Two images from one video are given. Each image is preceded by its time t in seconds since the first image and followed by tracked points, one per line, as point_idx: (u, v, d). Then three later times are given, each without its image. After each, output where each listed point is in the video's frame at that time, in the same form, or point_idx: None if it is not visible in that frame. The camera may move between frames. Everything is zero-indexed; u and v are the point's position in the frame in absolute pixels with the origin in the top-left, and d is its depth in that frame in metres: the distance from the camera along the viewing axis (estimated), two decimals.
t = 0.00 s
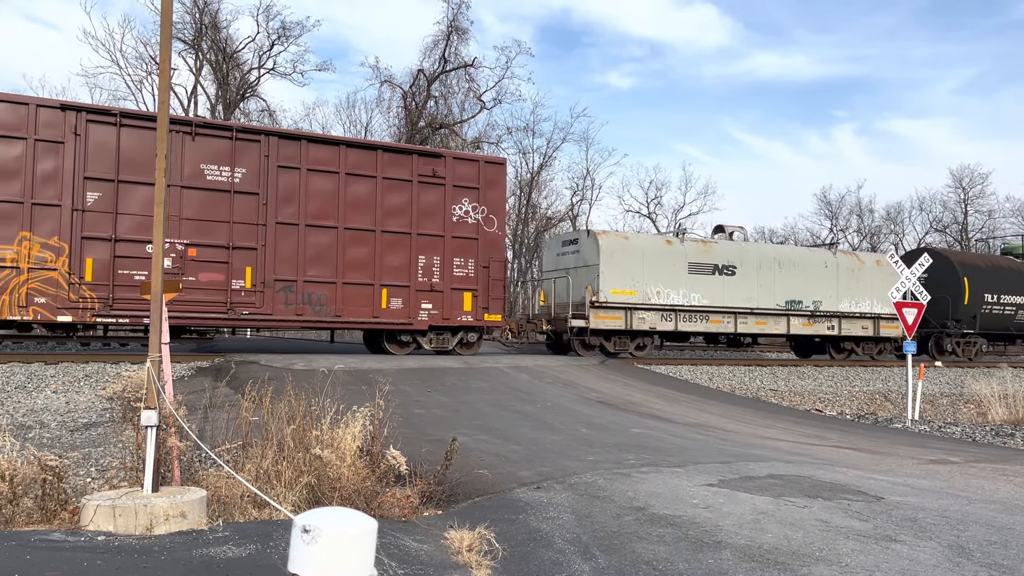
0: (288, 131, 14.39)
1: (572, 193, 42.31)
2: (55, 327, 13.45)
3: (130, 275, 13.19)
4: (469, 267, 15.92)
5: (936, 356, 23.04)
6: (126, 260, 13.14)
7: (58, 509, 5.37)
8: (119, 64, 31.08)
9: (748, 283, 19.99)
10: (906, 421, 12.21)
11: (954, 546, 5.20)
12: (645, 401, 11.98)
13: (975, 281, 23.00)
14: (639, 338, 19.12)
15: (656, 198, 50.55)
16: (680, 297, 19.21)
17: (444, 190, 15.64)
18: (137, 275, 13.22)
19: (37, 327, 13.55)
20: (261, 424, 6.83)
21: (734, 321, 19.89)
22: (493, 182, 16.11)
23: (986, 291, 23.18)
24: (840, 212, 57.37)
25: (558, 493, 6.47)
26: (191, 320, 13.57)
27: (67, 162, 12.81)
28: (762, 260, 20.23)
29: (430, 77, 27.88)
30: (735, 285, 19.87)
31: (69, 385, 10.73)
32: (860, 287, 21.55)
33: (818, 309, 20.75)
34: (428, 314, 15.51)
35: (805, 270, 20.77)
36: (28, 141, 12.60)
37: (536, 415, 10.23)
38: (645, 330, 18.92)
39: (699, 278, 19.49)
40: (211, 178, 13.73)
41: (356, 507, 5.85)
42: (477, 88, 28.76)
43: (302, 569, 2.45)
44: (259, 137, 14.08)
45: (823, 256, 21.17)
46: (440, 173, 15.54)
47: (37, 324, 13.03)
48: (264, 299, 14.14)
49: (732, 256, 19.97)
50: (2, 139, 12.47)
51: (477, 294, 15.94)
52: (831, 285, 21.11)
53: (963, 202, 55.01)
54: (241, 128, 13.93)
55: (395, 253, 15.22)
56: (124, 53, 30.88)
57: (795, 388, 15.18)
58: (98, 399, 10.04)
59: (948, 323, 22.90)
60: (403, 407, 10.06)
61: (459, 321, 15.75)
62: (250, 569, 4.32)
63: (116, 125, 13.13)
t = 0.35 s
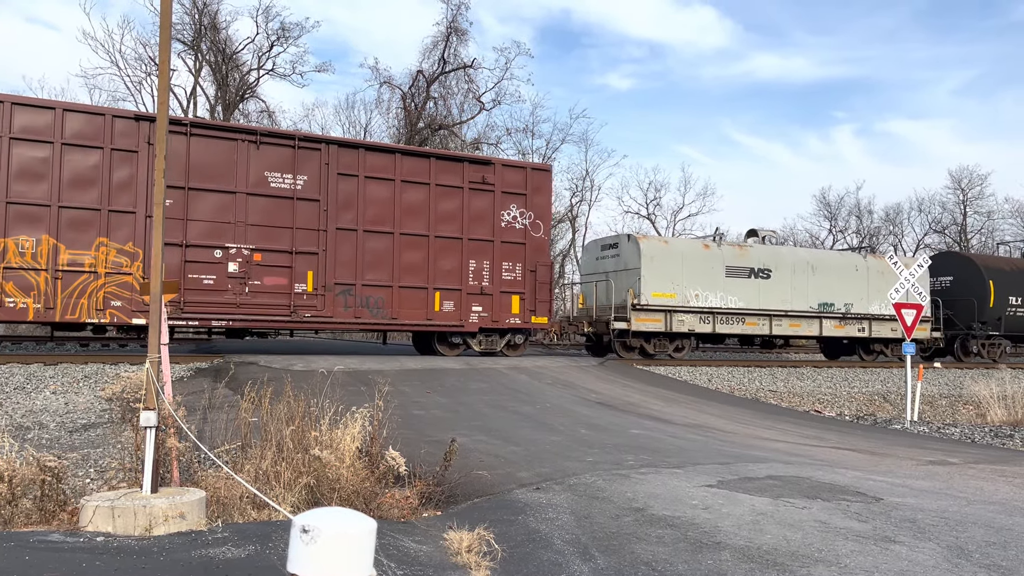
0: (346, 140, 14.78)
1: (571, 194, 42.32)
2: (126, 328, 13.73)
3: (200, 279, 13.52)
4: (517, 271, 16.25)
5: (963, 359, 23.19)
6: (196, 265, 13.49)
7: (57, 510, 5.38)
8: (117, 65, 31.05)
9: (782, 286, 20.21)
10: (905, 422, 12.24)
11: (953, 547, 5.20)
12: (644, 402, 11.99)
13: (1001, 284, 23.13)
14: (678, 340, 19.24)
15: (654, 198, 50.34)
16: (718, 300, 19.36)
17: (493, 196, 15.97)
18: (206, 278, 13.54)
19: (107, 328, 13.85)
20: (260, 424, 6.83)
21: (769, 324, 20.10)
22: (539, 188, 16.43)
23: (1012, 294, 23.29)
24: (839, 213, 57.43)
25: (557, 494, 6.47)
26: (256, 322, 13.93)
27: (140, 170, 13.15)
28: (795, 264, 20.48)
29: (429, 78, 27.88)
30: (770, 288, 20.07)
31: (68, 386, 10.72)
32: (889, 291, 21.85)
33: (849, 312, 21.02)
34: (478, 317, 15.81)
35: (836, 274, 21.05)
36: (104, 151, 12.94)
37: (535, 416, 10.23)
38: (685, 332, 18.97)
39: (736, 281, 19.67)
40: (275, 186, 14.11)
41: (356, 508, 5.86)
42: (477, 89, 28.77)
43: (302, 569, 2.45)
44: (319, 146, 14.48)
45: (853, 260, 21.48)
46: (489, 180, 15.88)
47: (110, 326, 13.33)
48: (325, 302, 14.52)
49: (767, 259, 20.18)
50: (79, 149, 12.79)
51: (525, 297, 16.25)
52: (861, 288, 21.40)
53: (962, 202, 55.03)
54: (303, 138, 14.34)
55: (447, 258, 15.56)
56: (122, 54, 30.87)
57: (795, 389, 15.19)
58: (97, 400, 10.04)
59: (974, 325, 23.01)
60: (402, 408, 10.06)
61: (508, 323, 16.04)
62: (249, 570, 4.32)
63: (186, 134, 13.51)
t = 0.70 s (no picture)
0: (401, 148, 15.13)
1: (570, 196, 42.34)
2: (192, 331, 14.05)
3: (264, 284, 13.91)
4: (562, 276, 16.49)
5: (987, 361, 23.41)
6: (261, 269, 13.87)
7: (55, 511, 5.37)
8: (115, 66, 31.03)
9: (815, 289, 20.57)
10: (904, 424, 12.23)
11: (952, 548, 5.21)
12: (644, 404, 11.98)
13: None
14: (715, 342, 19.51)
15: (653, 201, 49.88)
16: (754, 303, 19.70)
17: (539, 203, 16.25)
18: (270, 283, 13.95)
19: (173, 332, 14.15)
20: (259, 426, 6.82)
21: (801, 326, 20.42)
22: (584, 195, 16.72)
23: None
24: (838, 215, 57.42)
25: (556, 495, 6.47)
26: (317, 325, 14.31)
27: (209, 178, 13.53)
28: (828, 267, 20.83)
29: (428, 80, 27.89)
30: (803, 291, 20.42)
31: (67, 387, 10.71)
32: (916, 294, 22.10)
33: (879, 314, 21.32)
34: (525, 320, 16.10)
35: (866, 277, 21.39)
36: (175, 160, 13.32)
37: (534, 417, 10.23)
38: (722, 334, 19.23)
39: (770, 285, 20.01)
40: (334, 193, 14.48)
41: (355, 510, 5.86)
42: (476, 91, 28.79)
43: (300, 570, 2.45)
44: (377, 154, 14.84)
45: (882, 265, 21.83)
46: (536, 187, 16.17)
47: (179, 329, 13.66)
48: (382, 305, 14.84)
49: (801, 263, 20.53)
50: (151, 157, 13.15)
51: (570, 301, 16.50)
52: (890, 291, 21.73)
53: (960, 204, 55.01)
54: (361, 146, 14.70)
55: (496, 263, 15.87)
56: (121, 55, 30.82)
57: (794, 390, 15.19)
58: (96, 401, 10.03)
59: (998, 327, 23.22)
60: (402, 410, 10.06)
61: (553, 326, 16.36)
62: (247, 572, 4.31)
63: (251, 143, 13.87)
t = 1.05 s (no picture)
0: (452, 156, 15.54)
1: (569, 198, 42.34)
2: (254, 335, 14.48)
3: (325, 288, 14.28)
4: (604, 280, 16.88)
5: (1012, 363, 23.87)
6: (321, 274, 14.25)
7: (53, 514, 5.36)
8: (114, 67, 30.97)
9: (845, 294, 21.37)
10: (902, 426, 12.24)
11: (951, 550, 5.21)
12: (642, 405, 11.98)
13: None
14: (749, 345, 20.30)
15: (652, 202, 51.33)
16: (787, 306, 20.48)
17: (582, 209, 16.68)
18: (330, 287, 14.32)
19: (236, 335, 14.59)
20: (258, 428, 6.80)
21: (833, 329, 21.13)
22: (624, 201, 17.12)
23: None
24: (837, 216, 57.45)
25: (555, 497, 6.47)
26: (374, 329, 14.68)
27: (273, 186, 13.97)
28: (858, 272, 21.65)
29: (427, 81, 27.89)
30: (833, 295, 21.22)
31: (65, 389, 10.70)
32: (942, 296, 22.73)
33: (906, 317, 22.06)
34: (570, 323, 16.49)
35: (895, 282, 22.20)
36: (240, 168, 13.75)
37: (533, 419, 10.23)
38: (757, 337, 20.01)
39: (802, 289, 20.81)
40: (390, 200, 14.89)
41: (354, 512, 5.85)
42: (475, 92, 28.81)
43: (298, 573, 2.44)
44: (429, 162, 15.26)
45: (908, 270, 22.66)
46: (579, 193, 16.60)
47: (244, 332, 14.08)
48: (434, 309, 15.21)
49: (831, 268, 21.37)
50: (218, 166, 13.59)
51: (612, 304, 16.88)
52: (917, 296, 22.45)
53: (959, 205, 55.02)
54: (414, 155, 15.12)
55: (542, 267, 16.26)
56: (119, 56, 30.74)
57: (792, 392, 15.19)
58: (94, 403, 10.02)
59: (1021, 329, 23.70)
60: (400, 411, 10.06)
61: (596, 329, 16.70)
62: (244, 573, 4.31)
63: (311, 152, 14.29)
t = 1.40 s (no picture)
0: (500, 165, 15.94)
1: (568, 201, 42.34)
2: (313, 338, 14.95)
3: (380, 293, 14.73)
4: (644, 284, 17.20)
5: None
6: (377, 280, 14.71)
7: (52, 516, 5.36)
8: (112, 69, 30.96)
9: (875, 298, 21.67)
10: (901, 428, 12.23)
11: (950, 553, 5.20)
12: (641, 407, 11.97)
13: None
14: (782, 348, 20.74)
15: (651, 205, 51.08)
16: (819, 310, 20.79)
17: (623, 215, 17.00)
18: (385, 292, 14.77)
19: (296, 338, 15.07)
20: (257, 430, 6.78)
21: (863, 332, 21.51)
22: (664, 207, 17.41)
23: None
24: (836, 219, 57.47)
25: (553, 500, 6.46)
26: (427, 332, 15.12)
27: (332, 195, 14.41)
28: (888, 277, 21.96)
29: (426, 83, 27.92)
30: (863, 299, 21.53)
31: (64, 391, 10.69)
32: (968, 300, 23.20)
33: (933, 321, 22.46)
34: (612, 326, 16.83)
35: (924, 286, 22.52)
36: (301, 177, 14.18)
37: (531, 421, 10.23)
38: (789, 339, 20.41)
39: (834, 293, 21.09)
40: (441, 208, 15.31)
41: (353, 515, 5.86)
42: (473, 95, 28.82)
43: None
44: (479, 171, 15.67)
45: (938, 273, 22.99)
46: (621, 200, 16.90)
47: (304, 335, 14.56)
48: (484, 313, 15.62)
49: (861, 272, 21.64)
50: (281, 175, 14.03)
51: (652, 308, 17.22)
52: (944, 299, 22.82)
53: (957, 208, 55.01)
54: (465, 163, 15.53)
55: (585, 272, 16.61)
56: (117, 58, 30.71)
57: (791, 394, 15.18)
58: (92, 405, 10.01)
59: None
60: (398, 414, 10.05)
61: (637, 333, 17.03)
62: None
63: (368, 161, 14.72)
